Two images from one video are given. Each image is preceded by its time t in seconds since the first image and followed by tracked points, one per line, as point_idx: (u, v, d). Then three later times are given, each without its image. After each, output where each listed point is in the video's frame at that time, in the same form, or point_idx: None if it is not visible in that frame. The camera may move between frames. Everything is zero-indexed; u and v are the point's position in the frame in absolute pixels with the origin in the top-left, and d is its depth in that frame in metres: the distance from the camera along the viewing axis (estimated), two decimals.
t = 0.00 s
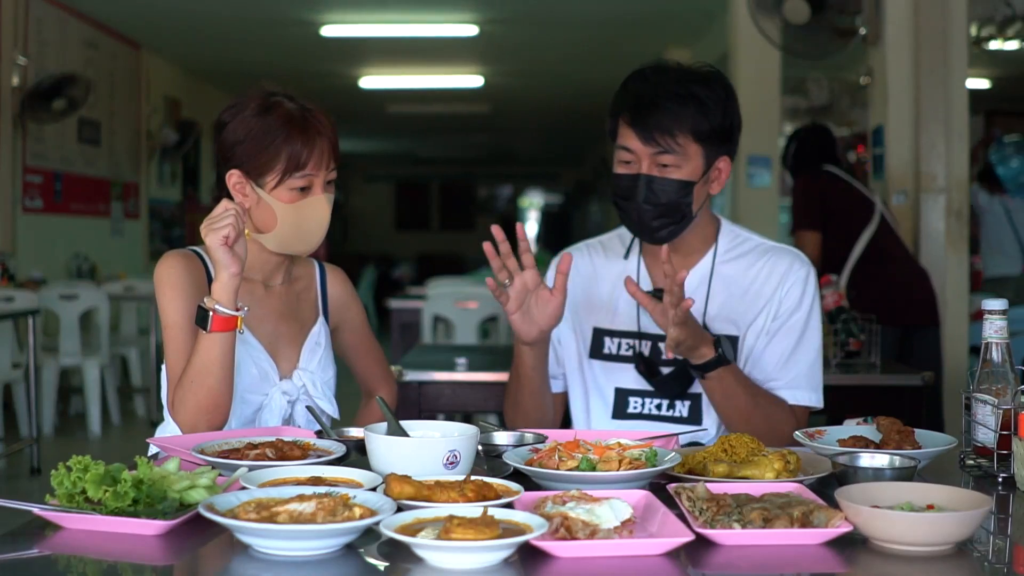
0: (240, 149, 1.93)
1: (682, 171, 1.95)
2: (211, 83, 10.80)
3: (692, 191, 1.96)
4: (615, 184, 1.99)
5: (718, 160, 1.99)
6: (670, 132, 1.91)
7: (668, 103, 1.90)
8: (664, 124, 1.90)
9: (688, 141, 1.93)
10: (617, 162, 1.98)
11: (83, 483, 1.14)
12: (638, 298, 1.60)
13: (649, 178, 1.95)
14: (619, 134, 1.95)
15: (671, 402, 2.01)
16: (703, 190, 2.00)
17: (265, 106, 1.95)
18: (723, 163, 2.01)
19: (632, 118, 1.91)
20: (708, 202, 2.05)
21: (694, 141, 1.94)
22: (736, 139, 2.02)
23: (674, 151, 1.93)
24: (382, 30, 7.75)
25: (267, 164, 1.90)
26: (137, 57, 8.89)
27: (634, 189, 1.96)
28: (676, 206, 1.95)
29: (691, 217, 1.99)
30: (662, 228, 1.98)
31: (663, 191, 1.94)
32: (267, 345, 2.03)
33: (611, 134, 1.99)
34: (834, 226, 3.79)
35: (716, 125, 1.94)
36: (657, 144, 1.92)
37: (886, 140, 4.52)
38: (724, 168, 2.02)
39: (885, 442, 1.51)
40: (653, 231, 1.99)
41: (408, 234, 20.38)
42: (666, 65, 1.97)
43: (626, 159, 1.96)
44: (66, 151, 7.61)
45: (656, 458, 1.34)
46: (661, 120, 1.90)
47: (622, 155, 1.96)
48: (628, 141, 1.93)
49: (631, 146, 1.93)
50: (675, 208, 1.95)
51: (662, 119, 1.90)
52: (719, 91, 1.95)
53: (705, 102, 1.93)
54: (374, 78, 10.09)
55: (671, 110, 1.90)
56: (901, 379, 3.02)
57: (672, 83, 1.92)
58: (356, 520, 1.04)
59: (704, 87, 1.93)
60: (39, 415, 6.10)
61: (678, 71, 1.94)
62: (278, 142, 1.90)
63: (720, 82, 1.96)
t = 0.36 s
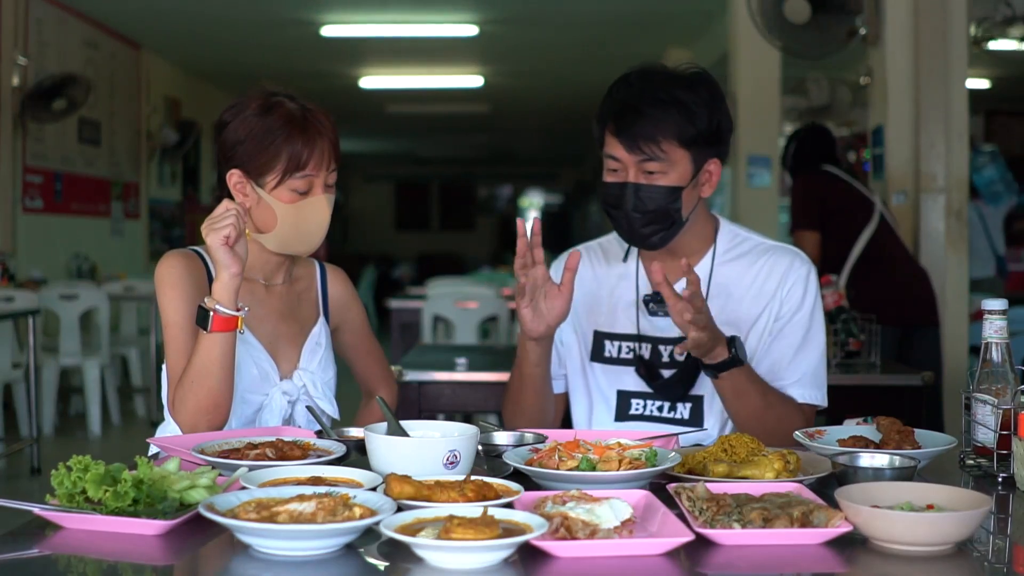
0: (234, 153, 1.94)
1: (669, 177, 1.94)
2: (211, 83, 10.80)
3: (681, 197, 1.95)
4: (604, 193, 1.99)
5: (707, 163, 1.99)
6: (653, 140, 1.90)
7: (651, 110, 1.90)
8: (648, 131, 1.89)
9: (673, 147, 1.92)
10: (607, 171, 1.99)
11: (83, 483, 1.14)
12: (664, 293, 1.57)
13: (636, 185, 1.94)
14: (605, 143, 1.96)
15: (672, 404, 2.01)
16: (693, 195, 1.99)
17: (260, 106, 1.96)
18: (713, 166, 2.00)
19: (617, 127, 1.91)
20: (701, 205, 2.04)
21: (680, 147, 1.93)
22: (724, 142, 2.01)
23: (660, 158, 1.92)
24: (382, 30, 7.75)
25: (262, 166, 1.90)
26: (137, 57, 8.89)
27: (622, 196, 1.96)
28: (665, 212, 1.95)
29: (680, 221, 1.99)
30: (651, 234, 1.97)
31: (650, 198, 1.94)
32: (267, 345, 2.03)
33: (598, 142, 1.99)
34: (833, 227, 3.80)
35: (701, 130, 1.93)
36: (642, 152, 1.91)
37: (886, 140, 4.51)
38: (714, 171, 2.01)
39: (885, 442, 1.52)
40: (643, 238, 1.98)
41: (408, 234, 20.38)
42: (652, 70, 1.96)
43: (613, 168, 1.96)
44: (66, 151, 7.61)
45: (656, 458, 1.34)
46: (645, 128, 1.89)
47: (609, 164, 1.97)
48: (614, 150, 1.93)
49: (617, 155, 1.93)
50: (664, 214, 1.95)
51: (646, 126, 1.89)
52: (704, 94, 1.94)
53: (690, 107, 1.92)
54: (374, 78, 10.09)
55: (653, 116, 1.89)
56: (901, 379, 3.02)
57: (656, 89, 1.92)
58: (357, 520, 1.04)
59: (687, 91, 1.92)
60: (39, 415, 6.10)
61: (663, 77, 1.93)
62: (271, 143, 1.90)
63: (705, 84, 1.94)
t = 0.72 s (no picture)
0: (234, 150, 1.95)
1: (654, 162, 1.97)
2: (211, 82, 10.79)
3: (666, 180, 1.98)
4: (592, 179, 2.03)
5: (690, 148, 2.01)
6: (635, 125, 1.94)
7: (632, 97, 1.92)
8: (629, 119, 1.93)
9: (656, 132, 1.95)
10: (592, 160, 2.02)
11: (84, 483, 1.14)
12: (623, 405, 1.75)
13: (621, 171, 1.98)
14: (589, 132, 1.99)
15: (668, 400, 2.01)
16: (679, 178, 2.02)
17: (261, 105, 1.95)
18: (697, 151, 2.03)
19: (598, 116, 1.94)
20: (687, 191, 2.06)
21: (662, 131, 1.96)
22: (707, 126, 2.03)
23: (644, 142, 1.95)
24: (382, 30, 7.75)
25: (261, 166, 1.91)
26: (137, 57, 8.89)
27: (608, 183, 2.00)
28: (652, 197, 1.98)
29: (667, 206, 2.01)
30: (638, 221, 2.00)
31: (635, 183, 1.97)
32: (267, 345, 2.03)
33: (584, 132, 2.03)
34: (833, 226, 3.80)
35: (682, 114, 1.96)
36: (625, 137, 1.95)
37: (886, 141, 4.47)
38: (698, 156, 2.04)
39: (885, 442, 1.52)
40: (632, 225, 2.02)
41: (408, 234, 20.37)
42: (633, 60, 1.99)
43: (599, 155, 2.00)
44: (66, 151, 7.61)
45: (656, 458, 1.34)
46: (626, 115, 1.92)
47: (595, 152, 2.01)
48: (598, 138, 1.97)
49: (601, 142, 1.97)
50: (651, 199, 1.98)
51: (628, 114, 1.92)
52: (684, 80, 1.96)
53: (670, 93, 1.94)
54: (374, 78, 10.09)
55: (635, 105, 1.92)
56: (901, 378, 3.02)
57: (637, 78, 1.94)
58: (357, 520, 1.04)
59: (666, 77, 1.94)
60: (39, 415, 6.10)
61: (643, 66, 1.96)
62: (269, 141, 1.90)
63: (685, 73, 1.96)
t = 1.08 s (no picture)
0: (231, 152, 1.96)
1: (631, 179, 1.92)
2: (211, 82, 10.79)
3: (644, 196, 1.93)
4: (569, 207, 1.96)
5: (661, 159, 1.97)
6: (607, 147, 1.88)
7: (598, 119, 1.87)
8: (600, 140, 1.87)
9: (628, 150, 1.90)
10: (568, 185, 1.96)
11: (84, 483, 1.14)
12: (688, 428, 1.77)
13: (599, 194, 1.91)
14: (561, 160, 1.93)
15: (661, 396, 2.01)
16: (654, 191, 1.97)
17: (263, 105, 1.95)
18: (668, 160, 1.98)
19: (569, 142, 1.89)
20: (661, 201, 2.02)
21: (635, 149, 1.90)
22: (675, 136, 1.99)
23: (618, 162, 1.90)
24: (383, 30, 7.74)
25: (259, 168, 1.91)
26: (138, 57, 8.89)
27: (588, 207, 1.93)
28: (632, 213, 1.93)
29: (646, 219, 1.97)
30: (624, 236, 1.95)
31: (615, 203, 1.92)
32: (265, 345, 2.04)
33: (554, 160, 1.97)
34: (833, 225, 3.82)
35: (650, 129, 1.91)
36: (600, 160, 1.89)
37: (886, 139, 4.46)
38: (670, 165, 1.99)
39: (885, 442, 1.52)
40: (615, 242, 1.96)
41: (408, 234, 20.37)
42: (589, 80, 1.95)
43: (575, 180, 1.94)
44: (66, 152, 7.61)
45: (655, 458, 1.34)
46: (597, 138, 1.87)
47: (570, 177, 1.94)
48: (571, 163, 1.91)
49: (575, 167, 1.91)
50: (631, 215, 1.93)
51: (597, 137, 1.87)
52: (645, 94, 1.92)
53: (633, 108, 1.90)
54: (374, 78, 10.09)
55: (601, 126, 1.87)
56: (900, 378, 3.02)
57: (598, 99, 1.90)
58: (356, 520, 1.04)
59: (627, 95, 1.91)
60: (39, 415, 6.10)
61: (600, 87, 1.92)
62: (265, 143, 1.90)
63: (643, 85, 1.93)
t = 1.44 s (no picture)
0: (229, 150, 1.96)
1: (649, 176, 1.91)
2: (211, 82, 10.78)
3: (661, 193, 1.92)
4: (584, 203, 1.94)
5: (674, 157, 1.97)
6: (631, 143, 1.86)
7: (619, 114, 1.85)
8: (623, 135, 1.85)
9: (650, 146, 1.89)
10: (583, 181, 1.93)
11: (84, 483, 1.14)
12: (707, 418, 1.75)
13: (619, 189, 1.90)
14: (579, 154, 1.90)
15: (663, 397, 2.00)
16: (666, 188, 1.97)
17: (257, 104, 1.96)
18: (678, 159, 1.99)
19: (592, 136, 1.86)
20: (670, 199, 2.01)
21: (655, 145, 1.90)
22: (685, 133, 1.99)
23: (639, 159, 1.89)
24: (383, 30, 7.74)
25: (255, 165, 1.91)
26: (138, 57, 8.89)
27: (607, 203, 1.91)
28: (649, 210, 1.92)
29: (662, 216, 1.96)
30: (639, 232, 1.94)
31: (635, 200, 1.90)
32: (265, 346, 2.04)
33: (569, 154, 1.94)
34: (833, 226, 3.82)
35: (669, 125, 1.90)
36: (623, 156, 1.87)
37: (886, 139, 4.49)
38: (679, 164, 2.00)
39: (885, 442, 1.52)
40: (631, 238, 1.95)
41: (408, 234, 20.38)
42: (604, 76, 1.93)
43: (592, 176, 1.91)
44: (67, 152, 7.60)
45: (656, 458, 1.34)
46: (622, 133, 1.85)
47: (587, 172, 1.92)
48: (592, 159, 1.88)
49: (595, 162, 1.89)
50: (648, 212, 1.92)
51: (620, 132, 1.85)
52: (662, 91, 1.91)
53: (654, 105, 1.89)
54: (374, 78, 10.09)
55: (623, 120, 1.85)
56: (900, 378, 3.02)
57: (618, 93, 1.88)
58: (356, 520, 1.04)
59: (646, 91, 1.89)
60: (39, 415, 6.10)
61: (618, 82, 1.91)
62: (263, 140, 1.91)
63: (660, 81, 1.93)
